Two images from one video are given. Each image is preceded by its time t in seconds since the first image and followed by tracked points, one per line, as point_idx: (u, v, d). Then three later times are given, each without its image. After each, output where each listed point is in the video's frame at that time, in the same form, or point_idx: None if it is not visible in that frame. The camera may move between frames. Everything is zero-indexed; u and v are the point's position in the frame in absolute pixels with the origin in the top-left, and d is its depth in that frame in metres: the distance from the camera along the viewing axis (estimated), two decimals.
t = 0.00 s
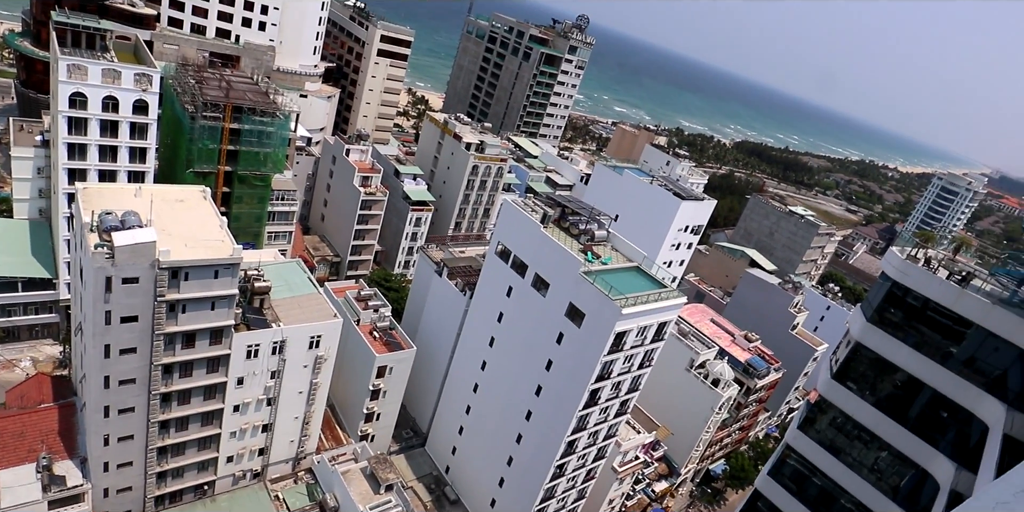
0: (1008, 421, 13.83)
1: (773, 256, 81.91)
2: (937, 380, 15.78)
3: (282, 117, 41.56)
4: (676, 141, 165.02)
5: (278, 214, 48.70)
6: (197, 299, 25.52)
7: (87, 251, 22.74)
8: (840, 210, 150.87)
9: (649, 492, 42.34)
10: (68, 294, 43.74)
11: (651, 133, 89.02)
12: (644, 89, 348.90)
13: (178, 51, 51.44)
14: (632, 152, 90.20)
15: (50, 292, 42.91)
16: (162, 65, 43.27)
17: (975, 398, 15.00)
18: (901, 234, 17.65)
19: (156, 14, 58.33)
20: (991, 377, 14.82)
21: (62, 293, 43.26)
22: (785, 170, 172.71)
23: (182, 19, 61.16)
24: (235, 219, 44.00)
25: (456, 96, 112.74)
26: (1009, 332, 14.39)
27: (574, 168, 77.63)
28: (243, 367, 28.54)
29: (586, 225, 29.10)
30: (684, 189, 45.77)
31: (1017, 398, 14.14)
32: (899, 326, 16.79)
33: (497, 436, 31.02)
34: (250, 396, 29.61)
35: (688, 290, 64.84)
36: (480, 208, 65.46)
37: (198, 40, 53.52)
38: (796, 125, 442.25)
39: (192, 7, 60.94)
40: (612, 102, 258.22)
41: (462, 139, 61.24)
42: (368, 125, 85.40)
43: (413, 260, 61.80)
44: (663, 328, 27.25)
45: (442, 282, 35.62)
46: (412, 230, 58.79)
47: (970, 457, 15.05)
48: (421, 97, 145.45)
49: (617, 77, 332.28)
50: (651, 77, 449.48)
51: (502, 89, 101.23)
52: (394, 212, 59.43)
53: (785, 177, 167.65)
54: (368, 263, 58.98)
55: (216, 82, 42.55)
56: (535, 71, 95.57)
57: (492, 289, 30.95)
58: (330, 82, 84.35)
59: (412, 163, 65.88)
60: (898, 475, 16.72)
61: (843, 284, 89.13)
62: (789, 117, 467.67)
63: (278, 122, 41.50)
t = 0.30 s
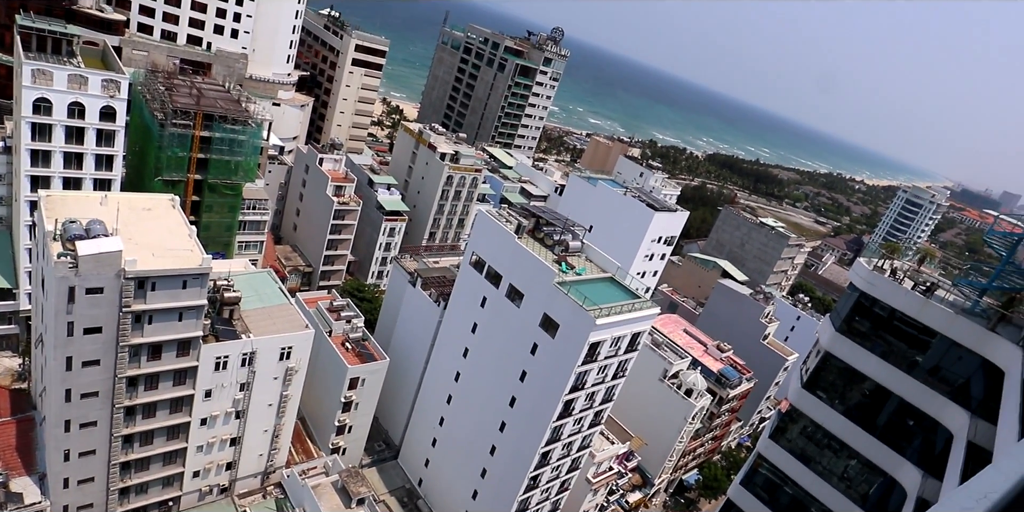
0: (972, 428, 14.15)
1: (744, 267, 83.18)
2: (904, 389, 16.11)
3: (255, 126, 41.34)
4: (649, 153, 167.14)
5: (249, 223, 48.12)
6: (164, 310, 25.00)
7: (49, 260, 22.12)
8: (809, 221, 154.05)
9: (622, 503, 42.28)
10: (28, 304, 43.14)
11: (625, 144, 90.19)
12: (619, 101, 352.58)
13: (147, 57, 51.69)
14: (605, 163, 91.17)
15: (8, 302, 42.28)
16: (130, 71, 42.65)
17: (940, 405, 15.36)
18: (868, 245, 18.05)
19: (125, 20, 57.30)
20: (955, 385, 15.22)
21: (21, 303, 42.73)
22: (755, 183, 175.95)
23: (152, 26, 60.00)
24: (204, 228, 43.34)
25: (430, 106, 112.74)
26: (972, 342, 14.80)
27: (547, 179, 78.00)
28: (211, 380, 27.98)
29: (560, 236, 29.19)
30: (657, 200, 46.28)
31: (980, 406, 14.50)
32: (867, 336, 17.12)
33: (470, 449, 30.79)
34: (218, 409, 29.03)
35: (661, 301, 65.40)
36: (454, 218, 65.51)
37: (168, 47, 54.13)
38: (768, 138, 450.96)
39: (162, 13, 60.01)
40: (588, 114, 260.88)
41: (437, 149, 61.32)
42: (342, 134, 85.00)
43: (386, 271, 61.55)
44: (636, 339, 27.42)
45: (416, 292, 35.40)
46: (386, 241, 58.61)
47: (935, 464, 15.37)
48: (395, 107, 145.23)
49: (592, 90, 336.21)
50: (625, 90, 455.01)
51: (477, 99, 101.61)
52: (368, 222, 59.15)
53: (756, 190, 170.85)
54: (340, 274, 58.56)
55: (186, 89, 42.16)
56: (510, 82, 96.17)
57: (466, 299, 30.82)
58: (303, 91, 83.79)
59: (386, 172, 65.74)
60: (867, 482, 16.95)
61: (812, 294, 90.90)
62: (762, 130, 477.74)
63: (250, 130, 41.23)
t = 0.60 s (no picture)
0: (943, 433, 14.39)
1: (722, 273, 84.07)
2: (878, 394, 16.37)
3: (231, 131, 41.00)
4: (629, 161, 168.43)
5: (225, 229, 47.53)
6: (137, 317, 24.60)
7: (18, 267, 21.69)
8: (786, 229, 156.12)
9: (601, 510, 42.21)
10: None
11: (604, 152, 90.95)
12: (600, 108, 354.59)
13: (120, 61, 51.28)
14: (585, 171, 91.79)
15: None
16: (103, 74, 42.07)
17: (912, 410, 15.61)
18: (843, 252, 18.37)
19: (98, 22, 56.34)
20: (927, 391, 15.50)
21: None
22: (733, 190, 178.03)
23: (126, 28, 59.15)
24: (178, 234, 42.78)
25: (410, 112, 112.41)
26: (944, 348, 15.13)
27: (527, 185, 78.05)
28: (185, 388, 27.56)
29: (540, 243, 29.24)
30: (637, 207, 46.70)
31: (950, 411, 14.74)
32: (842, 342, 17.37)
33: (449, 456, 30.67)
34: (192, 417, 28.62)
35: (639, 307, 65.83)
36: (433, 224, 65.45)
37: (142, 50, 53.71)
38: (749, 145, 456.25)
39: (136, 15, 59.07)
40: (568, 121, 262.28)
41: (416, 155, 61.31)
42: (320, 140, 84.48)
43: (365, 277, 61.30)
44: (615, 345, 27.57)
45: (395, 299, 35.23)
46: (365, 247, 58.40)
47: (908, 468, 15.58)
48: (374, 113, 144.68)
49: (573, 97, 338.13)
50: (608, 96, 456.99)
51: (456, 106, 101.59)
52: (346, 228, 58.93)
53: (734, 197, 173.01)
54: (318, 280, 58.17)
55: (161, 93, 41.81)
56: (489, 89, 96.38)
57: (445, 306, 30.74)
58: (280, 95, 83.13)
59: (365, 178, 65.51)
60: (842, 487, 17.13)
61: (788, 300, 92.24)
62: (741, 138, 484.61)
63: (226, 135, 40.85)
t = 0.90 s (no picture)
0: (914, 439, 14.65)
1: (700, 281, 85.00)
2: (852, 401, 16.60)
3: (209, 132, 40.41)
4: (609, 168, 169.73)
5: (201, 231, 46.82)
6: (107, 321, 24.07)
7: None
8: (763, 237, 158.44)
9: None
10: None
11: (585, 158, 91.62)
12: (582, 116, 356.68)
13: (95, 58, 50.21)
14: (565, 177, 92.38)
15: None
16: (77, 72, 41.25)
17: (884, 416, 15.88)
18: (818, 261, 18.67)
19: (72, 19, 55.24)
20: (898, 397, 15.78)
21: None
22: (712, 199, 180.33)
23: (101, 25, 58.18)
24: (153, 235, 42.06)
25: (391, 116, 112.02)
26: (914, 355, 15.44)
27: (508, 191, 78.21)
28: (157, 393, 27.04)
29: (520, 248, 29.21)
30: (616, 213, 47.08)
31: (922, 417, 15.02)
32: (817, 349, 17.62)
33: (426, 462, 30.47)
34: (164, 423, 28.09)
35: (618, 313, 66.27)
36: (413, 229, 65.28)
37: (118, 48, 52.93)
38: (728, 154, 463.42)
39: (112, 12, 58.18)
40: (550, 128, 263.59)
41: (397, 159, 61.16)
42: (300, 142, 83.85)
43: (343, 281, 60.92)
44: (594, 352, 27.69)
45: (374, 303, 34.96)
46: (344, 251, 58.08)
47: (880, 473, 15.81)
48: (354, 116, 143.89)
49: (556, 104, 340.03)
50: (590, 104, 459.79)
51: (438, 110, 101.49)
52: (325, 232, 58.55)
53: (713, 205, 175.25)
54: (296, 284, 57.63)
55: (136, 92, 41.12)
56: (471, 94, 96.55)
57: (425, 311, 30.57)
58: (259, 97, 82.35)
59: (344, 182, 65.14)
60: (816, 492, 17.31)
61: (765, 308, 93.60)
62: (720, 147, 491.81)
63: (203, 136, 40.29)
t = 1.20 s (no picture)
0: (886, 441, 14.93)
1: (678, 286, 85.89)
2: (826, 404, 16.87)
3: (184, 135, 40.01)
4: (589, 173, 170.88)
5: (175, 235, 45.93)
6: (76, 327, 23.49)
7: None
8: (739, 242, 160.63)
9: None
10: None
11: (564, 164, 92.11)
12: (562, 121, 358.37)
13: (65, 58, 48.88)
14: (545, 182, 92.79)
15: None
16: (46, 72, 40.28)
17: (857, 419, 16.15)
18: (793, 266, 18.95)
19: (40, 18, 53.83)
20: (871, 400, 16.12)
21: None
22: (690, 205, 182.43)
23: (72, 25, 56.85)
24: (124, 239, 41.18)
25: (370, 120, 111.33)
26: (886, 358, 15.83)
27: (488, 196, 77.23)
28: (128, 401, 26.44)
29: (499, 253, 29.19)
30: (595, 219, 47.33)
31: (893, 419, 15.35)
32: (791, 353, 17.87)
33: (405, 469, 30.21)
34: (135, 432, 27.48)
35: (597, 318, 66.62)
36: (392, 234, 64.97)
37: (89, 49, 52.19)
38: (706, 161, 470.07)
39: (83, 12, 56.94)
40: (530, 133, 264.76)
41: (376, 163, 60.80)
42: (277, 146, 82.87)
43: (321, 286, 60.39)
44: (574, 356, 27.81)
45: (352, 309, 34.61)
46: (322, 255, 57.65)
47: (853, 474, 16.08)
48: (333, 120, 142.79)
49: (536, 110, 341.62)
50: (571, 110, 461.55)
51: (417, 114, 101.17)
52: (303, 236, 57.99)
53: (690, 211, 177.44)
54: (273, 289, 56.96)
55: (108, 94, 40.33)
56: (451, 98, 96.45)
57: (403, 316, 30.36)
58: (235, 100, 81.32)
59: (322, 186, 64.59)
60: (792, 494, 17.52)
61: (742, 312, 94.87)
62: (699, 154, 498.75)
63: (177, 138, 39.84)
